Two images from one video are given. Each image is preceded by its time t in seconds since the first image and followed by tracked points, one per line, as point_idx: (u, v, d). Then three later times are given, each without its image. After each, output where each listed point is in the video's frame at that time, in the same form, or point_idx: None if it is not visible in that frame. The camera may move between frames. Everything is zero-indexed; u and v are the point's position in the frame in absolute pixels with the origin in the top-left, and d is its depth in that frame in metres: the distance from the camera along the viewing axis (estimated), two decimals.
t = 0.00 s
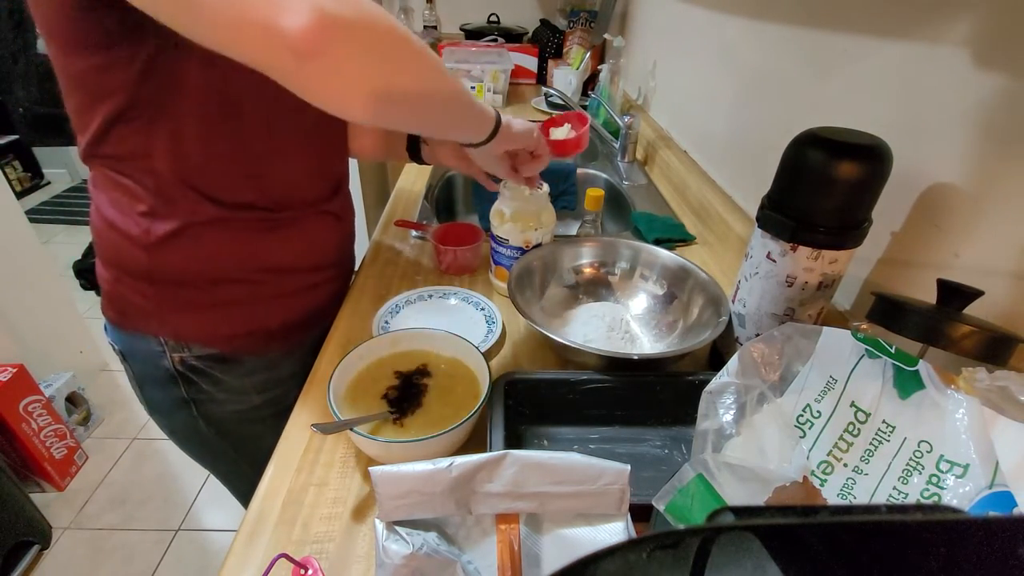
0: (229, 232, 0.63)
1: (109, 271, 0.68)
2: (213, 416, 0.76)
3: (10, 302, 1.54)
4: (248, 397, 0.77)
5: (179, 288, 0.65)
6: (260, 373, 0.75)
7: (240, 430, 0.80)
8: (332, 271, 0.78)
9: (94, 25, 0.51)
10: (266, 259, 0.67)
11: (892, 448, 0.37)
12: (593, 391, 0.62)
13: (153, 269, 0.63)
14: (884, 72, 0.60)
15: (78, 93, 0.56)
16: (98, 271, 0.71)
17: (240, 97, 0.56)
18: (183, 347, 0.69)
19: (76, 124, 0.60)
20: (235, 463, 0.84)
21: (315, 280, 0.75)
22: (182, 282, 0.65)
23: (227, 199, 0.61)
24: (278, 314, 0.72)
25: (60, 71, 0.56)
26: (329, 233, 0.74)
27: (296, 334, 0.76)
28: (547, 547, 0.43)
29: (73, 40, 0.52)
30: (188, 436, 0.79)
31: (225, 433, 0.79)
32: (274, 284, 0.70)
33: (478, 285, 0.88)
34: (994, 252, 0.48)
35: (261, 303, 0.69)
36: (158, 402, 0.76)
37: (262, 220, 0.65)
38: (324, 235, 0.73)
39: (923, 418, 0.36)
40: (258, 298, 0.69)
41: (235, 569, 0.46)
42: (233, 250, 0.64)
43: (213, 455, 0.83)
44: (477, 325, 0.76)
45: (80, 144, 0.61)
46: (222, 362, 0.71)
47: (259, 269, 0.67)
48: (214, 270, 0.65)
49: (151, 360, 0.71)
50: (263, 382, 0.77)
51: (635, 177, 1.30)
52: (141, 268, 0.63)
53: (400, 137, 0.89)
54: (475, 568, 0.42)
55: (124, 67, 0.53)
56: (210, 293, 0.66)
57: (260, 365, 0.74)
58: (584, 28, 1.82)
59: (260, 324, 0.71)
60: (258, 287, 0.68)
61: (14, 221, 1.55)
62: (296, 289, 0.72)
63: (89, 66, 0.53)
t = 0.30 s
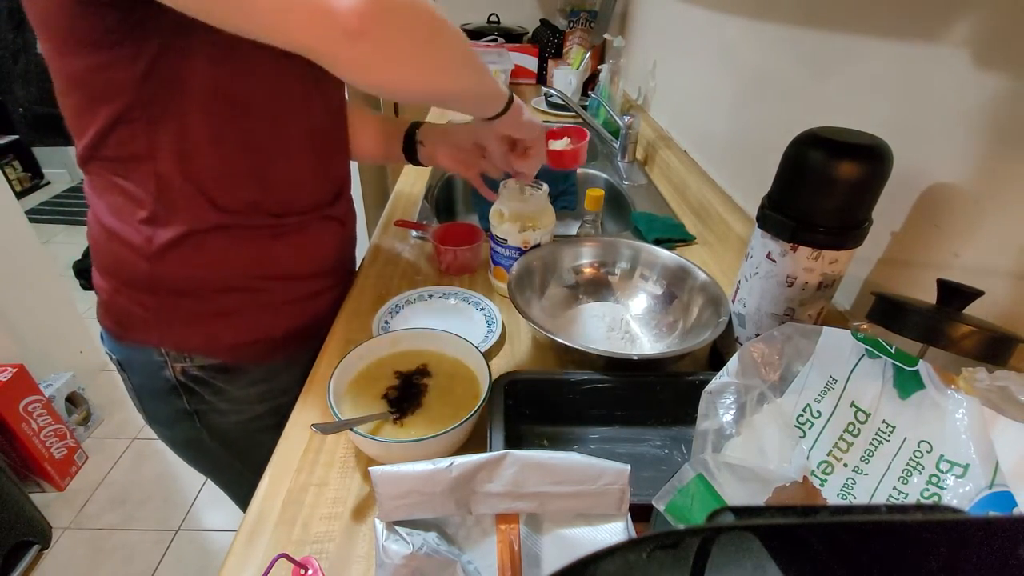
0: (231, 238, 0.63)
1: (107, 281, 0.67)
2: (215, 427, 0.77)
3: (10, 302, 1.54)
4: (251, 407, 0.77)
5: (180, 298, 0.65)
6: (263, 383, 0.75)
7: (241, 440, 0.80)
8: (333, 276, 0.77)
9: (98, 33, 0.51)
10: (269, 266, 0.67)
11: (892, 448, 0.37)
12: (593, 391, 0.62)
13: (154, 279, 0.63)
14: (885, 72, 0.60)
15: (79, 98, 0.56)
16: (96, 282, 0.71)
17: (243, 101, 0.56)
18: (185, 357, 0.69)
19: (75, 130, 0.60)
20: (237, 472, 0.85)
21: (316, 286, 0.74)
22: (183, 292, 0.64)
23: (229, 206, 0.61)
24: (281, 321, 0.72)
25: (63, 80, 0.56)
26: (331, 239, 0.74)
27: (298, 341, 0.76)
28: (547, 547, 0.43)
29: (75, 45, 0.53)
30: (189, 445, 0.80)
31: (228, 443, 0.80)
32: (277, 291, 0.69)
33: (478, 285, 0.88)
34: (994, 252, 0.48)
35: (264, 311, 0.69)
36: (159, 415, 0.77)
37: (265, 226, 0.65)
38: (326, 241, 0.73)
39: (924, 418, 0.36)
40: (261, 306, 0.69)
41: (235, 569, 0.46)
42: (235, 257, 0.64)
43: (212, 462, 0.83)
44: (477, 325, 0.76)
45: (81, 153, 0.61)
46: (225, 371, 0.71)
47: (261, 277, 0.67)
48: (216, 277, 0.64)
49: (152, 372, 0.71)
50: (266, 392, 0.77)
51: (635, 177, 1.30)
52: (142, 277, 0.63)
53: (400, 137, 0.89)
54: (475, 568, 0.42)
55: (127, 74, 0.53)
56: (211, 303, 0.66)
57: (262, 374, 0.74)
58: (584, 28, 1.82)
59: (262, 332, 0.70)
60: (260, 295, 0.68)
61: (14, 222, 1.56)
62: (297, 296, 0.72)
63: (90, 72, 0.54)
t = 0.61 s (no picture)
0: (230, 241, 0.63)
1: (104, 283, 0.67)
2: (214, 429, 0.77)
3: (10, 302, 1.54)
4: (250, 409, 0.77)
5: (179, 300, 0.65)
6: (264, 384, 0.75)
7: (240, 442, 0.80)
8: (332, 278, 0.77)
9: (94, 35, 0.51)
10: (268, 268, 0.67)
11: (892, 448, 0.37)
12: (593, 391, 0.62)
13: (153, 281, 0.63)
14: (885, 72, 0.60)
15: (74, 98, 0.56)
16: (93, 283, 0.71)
17: (243, 103, 0.56)
18: (183, 359, 0.69)
19: (70, 131, 0.59)
20: (237, 473, 0.85)
21: (314, 289, 0.74)
22: (182, 294, 0.65)
23: (229, 208, 0.61)
24: (280, 322, 0.72)
25: (57, 80, 0.56)
26: (330, 240, 0.74)
27: (297, 343, 0.76)
28: (547, 547, 0.43)
29: (69, 45, 0.52)
30: (189, 446, 0.80)
31: (227, 446, 0.80)
32: (276, 293, 0.69)
33: (478, 285, 0.88)
34: (993, 252, 0.48)
35: (263, 313, 0.70)
36: (159, 416, 0.77)
37: (263, 228, 0.65)
38: (325, 242, 0.73)
39: (923, 418, 0.36)
40: (260, 308, 0.69)
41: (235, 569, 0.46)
42: (235, 259, 0.64)
43: (212, 464, 0.83)
44: (477, 325, 0.76)
45: (76, 156, 0.60)
46: (224, 374, 0.72)
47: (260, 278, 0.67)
48: (216, 280, 0.64)
49: (150, 374, 0.71)
50: (266, 394, 0.77)
51: (635, 177, 1.30)
52: (141, 279, 0.63)
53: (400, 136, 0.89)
54: (475, 568, 0.42)
55: (123, 77, 0.53)
56: (210, 305, 0.66)
57: (263, 376, 0.75)
58: (584, 28, 1.82)
59: (261, 334, 0.71)
60: (259, 297, 0.68)
61: (15, 222, 1.56)
62: (296, 297, 0.72)
63: (85, 72, 0.53)
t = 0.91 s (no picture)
0: (229, 238, 0.63)
1: (103, 279, 0.67)
2: (214, 424, 0.77)
3: (10, 302, 1.54)
4: (249, 404, 0.77)
5: (179, 297, 0.65)
6: (262, 380, 0.76)
7: (240, 438, 0.80)
8: (331, 274, 0.78)
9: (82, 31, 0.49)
10: (267, 264, 0.67)
11: (892, 448, 0.37)
12: (593, 391, 0.62)
13: (152, 279, 0.63)
14: (884, 72, 0.60)
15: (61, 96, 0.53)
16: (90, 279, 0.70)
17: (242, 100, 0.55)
18: (183, 354, 0.69)
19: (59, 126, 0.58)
20: (238, 470, 0.84)
21: (313, 285, 0.75)
22: (181, 291, 0.64)
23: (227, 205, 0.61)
24: (280, 318, 0.72)
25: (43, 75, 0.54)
26: (328, 236, 0.74)
27: (296, 339, 0.76)
28: (547, 547, 0.43)
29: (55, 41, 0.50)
30: (189, 442, 0.80)
31: (227, 442, 0.80)
32: (276, 288, 0.70)
33: (478, 285, 0.88)
34: (993, 252, 0.48)
35: (262, 308, 0.70)
36: (159, 411, 0.76)
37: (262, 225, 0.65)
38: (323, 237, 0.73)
39: (923, 418, 0.36)
40: (259, 303, 0.69)
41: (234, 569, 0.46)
42: (234, 256, 0.64)
43: (212, 460, 0.83)
44: (477, 325, 0.76)
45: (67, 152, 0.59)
46: (224, 369, 0.72)
47: (259, 274, 0.67)
48: (215, 277, 0.65)
49: (150, 369, 0.71)
50: (263, 389, 0.77)
51: (635, 177, 1.30)
52: (139, 277, 0.63)
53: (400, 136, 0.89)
54: (475, 568, 0.42)
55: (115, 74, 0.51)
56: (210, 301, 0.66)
57: (262, 372, 0.75)
58: (584, 28, 1.82)
59: (261, 329, 0.71)
60: (259, 293, 0.68)
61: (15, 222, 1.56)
62: (296, 292, 0.72)
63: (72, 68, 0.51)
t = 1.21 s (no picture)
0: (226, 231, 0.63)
1: (104, 269, 0.67)
2: (213, 416, 0.77)
3: (10, 302, 1.54)
4: (248, 396, 0.77)
5: (177, 288, 0.65)
6: (259, 372, 0.75)
7: (239, 431, 0.80)
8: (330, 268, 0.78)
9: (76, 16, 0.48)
10: (265, 258, 0.67)
11: (892, 448, 0.37)
12: (593, 391, 0.63)
13: (150, 269, 0.63)
14: (884, 72, 0.60)
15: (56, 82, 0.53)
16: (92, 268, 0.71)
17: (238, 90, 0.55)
18: (181, 344, 0.69)
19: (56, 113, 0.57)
20: (240, 464, 0.85)
21: (312, 279, 0.75)
22: (179, 282, 0.65)
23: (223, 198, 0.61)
24: (277, 311, 0.72)
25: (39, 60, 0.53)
26: (325, 229, 0.74)
27: (294, 332, 0.76)
28: (547, 547, 0.43)
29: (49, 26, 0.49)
30: (190, 435, 0.80)
31: (228, 435, 0.80)
32: (272, 282, 0.70)
33: (478, 285, 0.88)
34: (993, 252, 0.48)
35: (260, 301, 0.70)
36: (161, 402, 0.77)
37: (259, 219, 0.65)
38: (321, 231, 0.73)
39: (923, 418, 0.36)
40: (256, 297, 0.69)
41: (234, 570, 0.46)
42: (231, 250, 0.64)
43: (213, 453, 0.83)
44: (477, 325, 0.76)
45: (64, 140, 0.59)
46: (220, 360, 0.72)
47: (256, 268, 0.67)
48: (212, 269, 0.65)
49: (150, 359, 0.71)
50: (261, 380, 0.77)
51: (636, 177, 1.30)
52: (137, 266, 0.63)
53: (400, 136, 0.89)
54: (475, 568, 0.42)
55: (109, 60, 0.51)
56: (208, 293, 0.66)
57: (260, 364, 0.75)
58: (584, 28, 1.82)
59: (258, 321, 0.71)
60: (256, 286, 0.69)
61: (15, 222, 1.56)
62: (293, 286, 0.72)
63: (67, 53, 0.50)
